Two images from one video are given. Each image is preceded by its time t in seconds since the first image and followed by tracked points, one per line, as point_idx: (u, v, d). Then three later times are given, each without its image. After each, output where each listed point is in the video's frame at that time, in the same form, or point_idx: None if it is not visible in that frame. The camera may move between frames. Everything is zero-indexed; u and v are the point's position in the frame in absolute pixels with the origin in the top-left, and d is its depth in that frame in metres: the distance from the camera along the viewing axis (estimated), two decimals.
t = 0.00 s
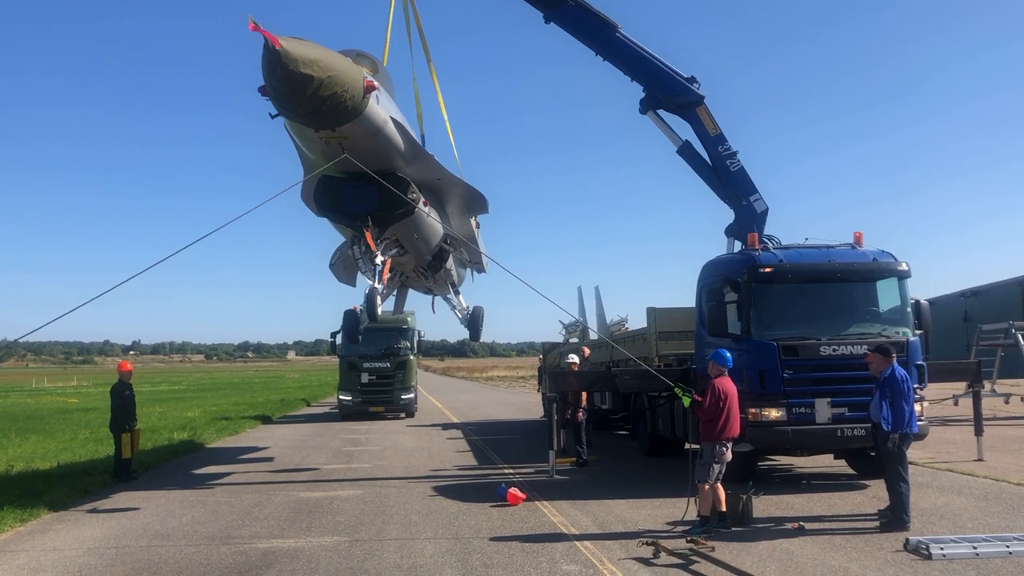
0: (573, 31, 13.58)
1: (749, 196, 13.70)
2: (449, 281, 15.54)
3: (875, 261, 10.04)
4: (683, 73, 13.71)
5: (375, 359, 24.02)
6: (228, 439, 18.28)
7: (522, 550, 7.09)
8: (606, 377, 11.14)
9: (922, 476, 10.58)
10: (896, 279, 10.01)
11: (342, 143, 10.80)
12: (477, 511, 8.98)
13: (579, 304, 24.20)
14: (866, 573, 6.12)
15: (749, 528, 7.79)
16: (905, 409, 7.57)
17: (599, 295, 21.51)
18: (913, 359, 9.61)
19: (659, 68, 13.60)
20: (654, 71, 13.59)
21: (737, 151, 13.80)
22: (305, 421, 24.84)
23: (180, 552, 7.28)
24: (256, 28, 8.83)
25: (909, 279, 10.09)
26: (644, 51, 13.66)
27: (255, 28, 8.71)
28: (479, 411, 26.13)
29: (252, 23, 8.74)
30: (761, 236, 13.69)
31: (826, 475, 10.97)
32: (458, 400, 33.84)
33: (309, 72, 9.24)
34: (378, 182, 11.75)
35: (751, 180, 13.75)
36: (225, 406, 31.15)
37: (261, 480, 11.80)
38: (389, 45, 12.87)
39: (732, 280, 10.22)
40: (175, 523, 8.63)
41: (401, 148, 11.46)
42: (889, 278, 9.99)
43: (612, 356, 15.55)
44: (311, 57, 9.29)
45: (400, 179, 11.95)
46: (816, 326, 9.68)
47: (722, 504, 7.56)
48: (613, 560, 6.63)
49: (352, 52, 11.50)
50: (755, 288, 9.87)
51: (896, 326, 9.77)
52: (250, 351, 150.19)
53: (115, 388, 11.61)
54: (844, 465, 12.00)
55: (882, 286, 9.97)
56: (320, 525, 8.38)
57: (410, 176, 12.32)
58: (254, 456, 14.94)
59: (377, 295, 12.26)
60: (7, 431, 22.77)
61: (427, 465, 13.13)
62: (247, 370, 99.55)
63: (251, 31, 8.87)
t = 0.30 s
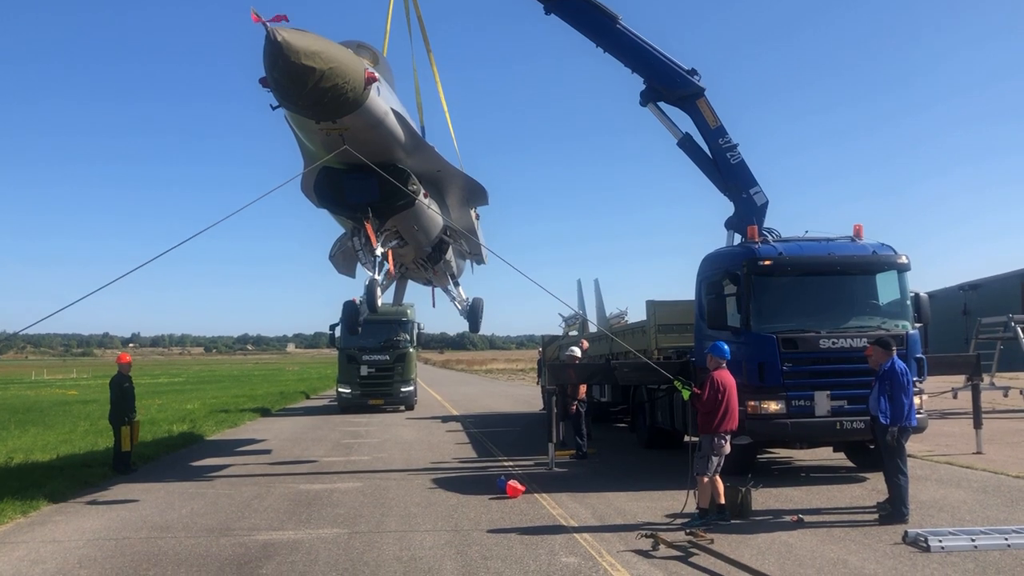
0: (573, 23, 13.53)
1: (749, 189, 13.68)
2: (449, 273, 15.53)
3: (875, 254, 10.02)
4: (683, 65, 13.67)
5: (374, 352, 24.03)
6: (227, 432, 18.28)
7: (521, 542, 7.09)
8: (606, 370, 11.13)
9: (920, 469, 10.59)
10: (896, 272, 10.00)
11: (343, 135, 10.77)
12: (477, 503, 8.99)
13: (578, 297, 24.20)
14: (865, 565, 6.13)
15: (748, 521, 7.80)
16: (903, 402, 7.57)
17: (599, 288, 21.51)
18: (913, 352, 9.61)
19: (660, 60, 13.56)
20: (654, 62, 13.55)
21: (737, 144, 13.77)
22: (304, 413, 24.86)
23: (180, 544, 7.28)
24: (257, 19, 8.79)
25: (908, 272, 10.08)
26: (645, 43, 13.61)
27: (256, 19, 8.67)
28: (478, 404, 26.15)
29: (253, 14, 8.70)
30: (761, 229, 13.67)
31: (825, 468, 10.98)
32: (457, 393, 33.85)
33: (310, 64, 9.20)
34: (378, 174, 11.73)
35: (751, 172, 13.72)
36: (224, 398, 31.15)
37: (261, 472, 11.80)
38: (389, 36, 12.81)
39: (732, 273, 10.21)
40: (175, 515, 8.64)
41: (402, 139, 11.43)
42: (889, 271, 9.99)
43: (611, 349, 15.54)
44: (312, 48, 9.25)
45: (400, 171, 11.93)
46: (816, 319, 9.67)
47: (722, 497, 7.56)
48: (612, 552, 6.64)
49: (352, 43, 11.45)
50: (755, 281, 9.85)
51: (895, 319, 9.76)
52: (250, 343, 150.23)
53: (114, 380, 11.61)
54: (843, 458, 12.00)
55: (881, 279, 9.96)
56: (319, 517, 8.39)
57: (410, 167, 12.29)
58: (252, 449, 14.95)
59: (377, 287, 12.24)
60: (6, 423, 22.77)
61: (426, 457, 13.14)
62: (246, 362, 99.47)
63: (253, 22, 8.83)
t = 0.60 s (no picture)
0: (575, 16, 13.50)
1: (750, 183, 13.66)
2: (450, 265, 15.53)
3: (876, 248, 10.02)
4: (685, 59, 13.64)
5: (375, 345, 24.06)
6: (229, 425, 18.31)
7: (522, 535, 7.11)
8: (607, 364, 11.13)
9: (921, 463, 10.60)
10: (897, 266, 9.99)
11: (346, 128, 10.76)
12: (478, 496, 9.01)
13: (580, 290, 24.19)
14: (866, 559, 6.15)
15: (749, 514, 7.81)
16: (905, 395, 7.58)
17: (600, 281, 21.52)
18: (914, 346, 9.61)
19: (662, 53, 13.53)
20: (656, 56, 13.52)
21: (739, 137, 13.75)
22: (306, 407, 24.91)
23: (182, 537, 7.31)
24: (261, 13, 8.78)
25: (910, 266, 10.07)
26: (647, 36, 13.58)
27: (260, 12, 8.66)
28: (479, 398, 26.18)
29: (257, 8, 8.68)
30: (763, 223, 13.66)
31: (826, 462, 10.99)
32: (458, 387, 33.87)
33: (314, 58, 9.19)
34: (380, 166, 11.72)
35: (753, 166, 13.70)
36: (226, 392, 31.19)
37: (262, 466, 11.83)
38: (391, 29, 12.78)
39: (733, 267, 10.21)
40: (177, 508, 8.67)
41: (404, 132, 11.42)
42: (890, 265, 9.98)
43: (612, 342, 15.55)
44: (316, 42, 9.24)
45: (402, 164, 11.92)
46: (817, 313, 9.67)
47: (722, 490, 7.58)
48: (613, 545, 6.66)
49: (355, 36, 11.43)
50: (756, 275, 9.85)
51: (897, 313, 9.76)
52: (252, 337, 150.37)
53: (117, 376, 11.66)
54: (844, 451, 12.01)
55: (882, 273, 9.95)
56: (321, 510, 8.41)
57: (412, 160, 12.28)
58: (253, 442, 14.98)
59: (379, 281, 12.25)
60: (9, 416, 22.81)
61: (427, 451, 13.16)
62: (247, 356, 99.41)
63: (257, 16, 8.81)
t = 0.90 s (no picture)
0: (580, 9, 13.46)
1: (756, 176, 13.62)
2: (454, 260, 15.53)
3: (882, 242, 9.98)
4: (690, 52, 13.59)
5: (380, 340, 24.10)
6: (234, 420, 18.35)
7: (527, 529, 7.12)
8: (611, 358, 11.12)
9: (926, 457, 10.59)
10: (903, 260, 9.96)
11: (351, 122, 10.76)
12: (482, 490, 9.02)
13: (584, 285, 24.18)
14: (870, 553, 6.15)
15: (753, 508, 7.82)
16: (910, 389, 7.55)
17: (604, 276, 21.52)
18: (919, 341, 9.59)
19: (667, 46, 13.49)
20: (661, 49, 13.48)
21: (744, 131, 13.71)
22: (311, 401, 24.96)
23: (187, 531, 7.33)
24: (268, 8, 8.76)
25: (915, 260, 10.04)
26: (652, 29, 13.53)
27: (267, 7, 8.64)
28: (484, 392, 26.18)
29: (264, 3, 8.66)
30: (768, 217, 13.62)
31: (831, 456, 10.98)
32: (462, 381, 33.88)
33: (320, 53, 9.18)
34: (386, 160, 11.71)
35: (758, 160, 13.66)
36: (231, 387, 31.28)
37: (267, 460, 11.85)
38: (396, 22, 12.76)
39: (738, 261, 10.19)
40: (182, 502, 8.69)
41: (410, 126, 11.41)
42: (895, 259, 9.95)
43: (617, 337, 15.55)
44: (322, 36, 9.22)
45: (408, 158, 11.91)
46: (822, 307, 9.65)
47: (727, 485, 7.58)
48: (618, 539, 6.67)
49: (360, 29, 11.41)
50: (761, 269, 9.84)
51: (902, 308, 9.73)
52: (256, 331, 150.62)
53: (120, 378, 11.80)
54: (848, 446, 12.00)
55: (888, 267, 9.93)
56: (326, 504, 8.43)
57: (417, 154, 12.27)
58: (257, 436, 15.01)
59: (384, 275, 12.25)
60: (16, 411, 22.88)
61: (432, 445, 13.18)
62: (252, 351, 99.61)
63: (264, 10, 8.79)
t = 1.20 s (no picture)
0: (587, 7, 13.45)
1: (762, 174, 13.60)
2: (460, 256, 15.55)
3: (888, 240, 9.96)
4: (697, 50, 13.57)
5: (385, 337, 24.12)
6: (240, 417, 18.38)
7: (532, 527, 7.13)
8: (617, 356, 11.12)
9: (933, 456, 10.56)
10: (909, 258, 9.94)
11: (359, 119, 10.77)
12: (488, 488, 9.03)
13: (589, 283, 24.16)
14: (876, 551, 6.14)
15: (759, 506, 7.81)
16: (917, 387, 7.53)
17: (610, 274, 21.52)
18: (925, 339, 9.56)
19: (673, 44, 13.47)
20: (667, 46, 13.46)
21: (751, 129, 13.69)
22: (317, 399, 25.00)
23: (194, 528, 7.35)
24: (278, 6, 8.77)
25: (922, 258, 10.02)
26: (658, 26, 13.51)
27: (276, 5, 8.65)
28: (489, 390, 26.20)
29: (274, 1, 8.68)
30: (774, 215, 13.60)
31: (837, 454, 10.96)
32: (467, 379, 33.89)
33: (330, 51, 9.19)
34: (393, 158, 11.73)
35: (764, 157, 13.63)
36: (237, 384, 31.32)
37: (273, 457, 11.88)
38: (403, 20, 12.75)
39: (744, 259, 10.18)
40: (188, 499, 8.71)
41: (417, 123, 11.42)
42: (902, 257, 9.92)
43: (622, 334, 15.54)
44: (331, 34, 9.23)
45: (415, 155, 11.92)
46: (828, 305, 9.63)
47: (733, 483, 7.57)
48: (623, 537, 6.67)
49: (368, 27, 11.42)
50: (767, 267, 9.82)
51: (908, 306, 9.71)
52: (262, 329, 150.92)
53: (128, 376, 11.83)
54: (855, 444, 11.97)
55: (894, 265, 9.90)
56: (332, 501, 8.45)
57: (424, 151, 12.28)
58: (263, 433, 15.05)
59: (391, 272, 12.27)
60: (23, 408, 22.96)
61: (437, 443, 13.20)
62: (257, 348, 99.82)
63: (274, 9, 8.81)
